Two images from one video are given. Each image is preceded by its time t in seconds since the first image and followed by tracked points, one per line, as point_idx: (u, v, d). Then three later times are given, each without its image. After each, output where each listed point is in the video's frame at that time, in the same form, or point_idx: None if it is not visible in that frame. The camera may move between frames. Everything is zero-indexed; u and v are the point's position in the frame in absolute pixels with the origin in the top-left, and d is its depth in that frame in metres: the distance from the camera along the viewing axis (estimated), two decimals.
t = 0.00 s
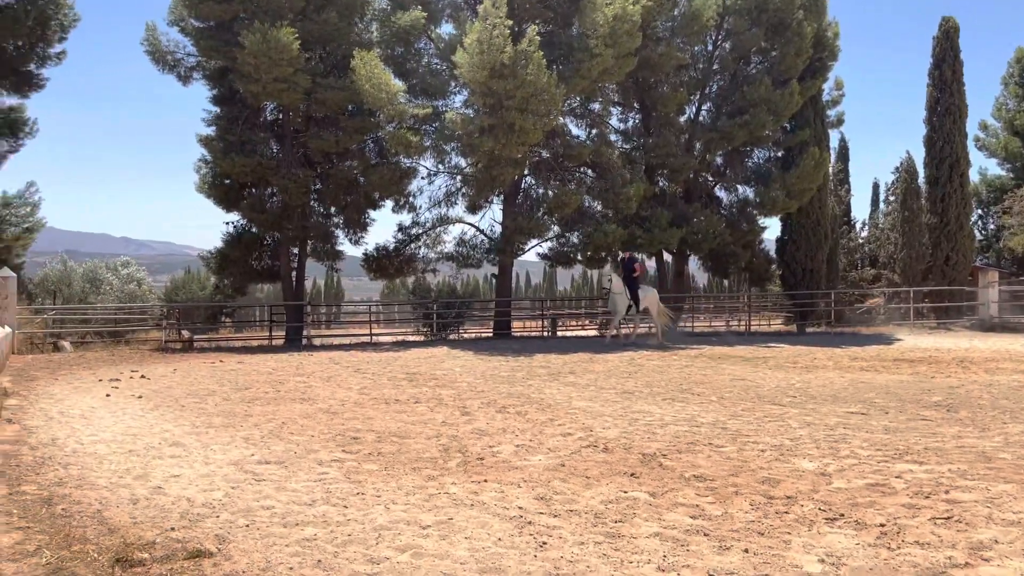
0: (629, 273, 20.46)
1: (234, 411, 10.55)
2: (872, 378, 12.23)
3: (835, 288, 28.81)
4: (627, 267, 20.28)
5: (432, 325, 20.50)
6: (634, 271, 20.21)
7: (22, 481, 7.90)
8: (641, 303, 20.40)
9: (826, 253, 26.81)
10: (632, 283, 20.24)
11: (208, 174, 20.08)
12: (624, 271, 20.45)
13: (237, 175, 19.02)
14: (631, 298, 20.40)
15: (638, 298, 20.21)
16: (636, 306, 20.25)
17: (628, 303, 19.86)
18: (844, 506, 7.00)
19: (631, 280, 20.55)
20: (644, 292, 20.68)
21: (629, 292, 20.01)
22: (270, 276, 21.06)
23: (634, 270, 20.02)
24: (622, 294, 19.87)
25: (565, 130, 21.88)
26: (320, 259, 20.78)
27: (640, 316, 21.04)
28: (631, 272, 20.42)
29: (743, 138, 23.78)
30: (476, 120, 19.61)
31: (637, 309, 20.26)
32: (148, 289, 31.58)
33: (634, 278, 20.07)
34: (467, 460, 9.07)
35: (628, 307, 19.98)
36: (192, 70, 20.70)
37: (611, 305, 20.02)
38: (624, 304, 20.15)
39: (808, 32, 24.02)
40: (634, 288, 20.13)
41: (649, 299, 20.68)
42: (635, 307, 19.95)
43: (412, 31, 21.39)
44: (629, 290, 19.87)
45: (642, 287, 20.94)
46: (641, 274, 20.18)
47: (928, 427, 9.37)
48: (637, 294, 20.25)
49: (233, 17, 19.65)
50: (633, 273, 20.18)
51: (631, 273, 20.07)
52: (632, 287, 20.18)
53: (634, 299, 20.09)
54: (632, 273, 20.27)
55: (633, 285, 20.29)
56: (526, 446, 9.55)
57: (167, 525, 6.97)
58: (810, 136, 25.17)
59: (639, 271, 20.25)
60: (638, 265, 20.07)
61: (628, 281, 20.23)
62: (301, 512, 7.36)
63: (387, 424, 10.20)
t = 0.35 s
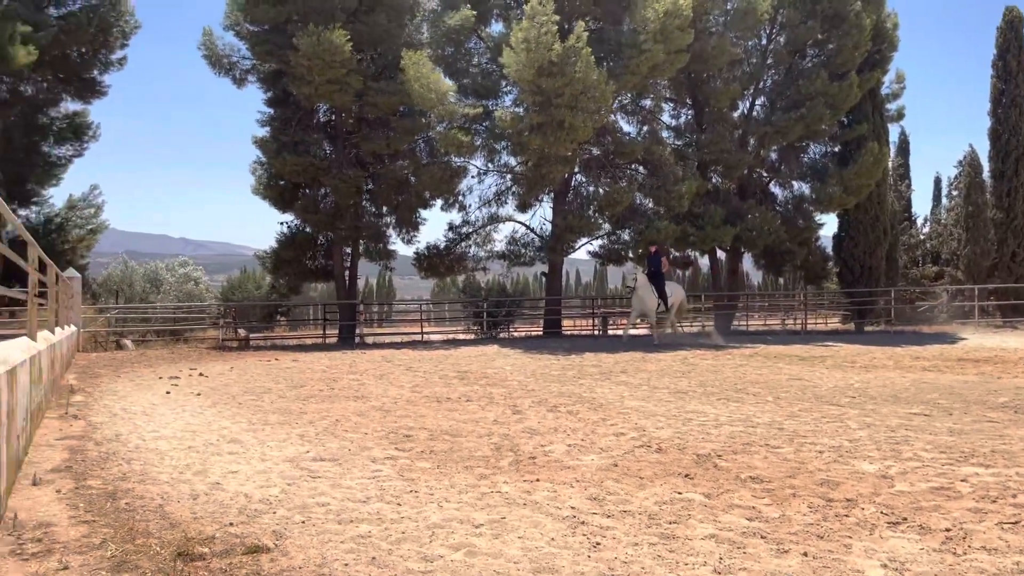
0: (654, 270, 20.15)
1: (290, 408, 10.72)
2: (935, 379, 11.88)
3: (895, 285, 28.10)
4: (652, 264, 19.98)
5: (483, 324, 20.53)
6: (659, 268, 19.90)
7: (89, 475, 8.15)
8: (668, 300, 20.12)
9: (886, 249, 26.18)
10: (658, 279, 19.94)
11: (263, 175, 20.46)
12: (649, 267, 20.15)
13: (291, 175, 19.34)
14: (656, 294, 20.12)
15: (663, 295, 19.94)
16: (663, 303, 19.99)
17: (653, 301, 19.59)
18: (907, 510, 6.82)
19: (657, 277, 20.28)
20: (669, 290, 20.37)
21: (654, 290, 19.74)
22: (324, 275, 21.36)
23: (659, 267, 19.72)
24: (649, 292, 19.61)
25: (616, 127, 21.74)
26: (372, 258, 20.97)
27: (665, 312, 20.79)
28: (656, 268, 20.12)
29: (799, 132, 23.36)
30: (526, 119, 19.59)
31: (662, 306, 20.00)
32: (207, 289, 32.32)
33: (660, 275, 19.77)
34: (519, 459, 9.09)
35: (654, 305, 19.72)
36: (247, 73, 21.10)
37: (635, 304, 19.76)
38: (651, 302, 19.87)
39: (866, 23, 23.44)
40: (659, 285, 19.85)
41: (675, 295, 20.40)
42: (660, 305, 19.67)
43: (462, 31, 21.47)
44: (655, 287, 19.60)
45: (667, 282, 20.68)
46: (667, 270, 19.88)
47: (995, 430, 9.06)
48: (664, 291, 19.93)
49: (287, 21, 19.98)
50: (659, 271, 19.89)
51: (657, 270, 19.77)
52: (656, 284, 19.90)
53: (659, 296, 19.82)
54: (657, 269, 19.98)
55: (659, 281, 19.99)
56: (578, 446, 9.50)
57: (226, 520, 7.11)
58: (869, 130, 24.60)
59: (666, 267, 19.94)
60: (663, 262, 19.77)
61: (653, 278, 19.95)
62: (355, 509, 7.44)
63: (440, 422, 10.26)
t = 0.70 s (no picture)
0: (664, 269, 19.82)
1: (326, 400, 10.82)
2: (979, 383, 11.63)
3: (939, 287, 27.54)
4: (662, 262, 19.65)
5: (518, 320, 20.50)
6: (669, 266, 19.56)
7: (130, 463, 8.29)
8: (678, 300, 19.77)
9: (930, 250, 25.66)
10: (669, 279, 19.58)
11: (302, 169, 20.66)
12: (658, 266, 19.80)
13: (329, 170, 19.48)
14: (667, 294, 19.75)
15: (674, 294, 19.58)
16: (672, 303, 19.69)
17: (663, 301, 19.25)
18: (949, 517, 6.68)
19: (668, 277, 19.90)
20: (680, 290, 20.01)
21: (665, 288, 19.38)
22: (360, 269, 21.49)
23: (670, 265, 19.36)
24: (659, 291, 19.30)
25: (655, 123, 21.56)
26: (408, 253, 21.03)
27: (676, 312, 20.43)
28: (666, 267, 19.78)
29: (842, 130, 22.98)
30: (564, 114, 19.51)
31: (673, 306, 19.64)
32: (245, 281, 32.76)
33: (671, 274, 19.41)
34: (553, 456, 9.10)
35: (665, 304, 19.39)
36: (287, 68, 21.28)
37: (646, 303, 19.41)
38: (660, 302, 19.54)
39: (914, 19, 22.96)
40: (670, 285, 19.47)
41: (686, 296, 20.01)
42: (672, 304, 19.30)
43: (501, 26, 21.45)
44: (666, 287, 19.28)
45: (678, 283, 20.37)
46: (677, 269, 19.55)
47: None
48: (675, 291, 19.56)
49: (327, 15, 20.11)
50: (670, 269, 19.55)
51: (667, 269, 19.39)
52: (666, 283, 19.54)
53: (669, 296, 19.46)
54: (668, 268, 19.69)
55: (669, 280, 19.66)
56: (613, 446, 9.47)
57: (263, 510, 7.19)
58: (914, 128, 24.14)
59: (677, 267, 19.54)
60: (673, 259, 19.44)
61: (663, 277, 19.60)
62: (390, 503, 7.49)
63: (474, 418, 10.29)
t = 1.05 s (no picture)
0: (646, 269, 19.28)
1: (337, 398, 10.87)
2: (989, 386, 11.59)
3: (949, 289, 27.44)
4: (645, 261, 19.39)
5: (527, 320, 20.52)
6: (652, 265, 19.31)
7: (141, 459, 8.35)
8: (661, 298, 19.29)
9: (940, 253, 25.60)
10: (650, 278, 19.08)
11: (312, 168, 20.81)
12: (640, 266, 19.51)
13: (339, 169, 19.56)
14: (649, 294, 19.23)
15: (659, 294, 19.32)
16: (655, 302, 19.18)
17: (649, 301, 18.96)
18: (959, 520, 6.68)
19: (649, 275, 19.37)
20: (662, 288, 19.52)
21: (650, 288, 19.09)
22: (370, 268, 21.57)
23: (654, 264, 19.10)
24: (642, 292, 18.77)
25: (666, 123, 21.53)
26: (418, 253, 21.03)
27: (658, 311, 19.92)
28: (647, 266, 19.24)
29: (853, 131, 22.90)
30: (574, 115, 19.50)
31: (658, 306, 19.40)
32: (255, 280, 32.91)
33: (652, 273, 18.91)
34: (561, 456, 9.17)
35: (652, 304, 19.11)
36: (300, 67, 21.35)
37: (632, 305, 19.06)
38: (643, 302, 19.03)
39: (928, 20, 22.87)
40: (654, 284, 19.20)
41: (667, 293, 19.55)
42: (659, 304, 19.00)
43: (511, 26, 21.46)
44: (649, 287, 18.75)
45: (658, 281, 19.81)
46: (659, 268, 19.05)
47: None
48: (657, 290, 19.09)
49: (339, 15, 20.19)
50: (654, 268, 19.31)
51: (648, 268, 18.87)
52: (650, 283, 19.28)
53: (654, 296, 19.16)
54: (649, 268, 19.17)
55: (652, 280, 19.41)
56: (622, 446, 9.49)
57: (274, 508, 7.23)
58: (926, 129, 24.06)
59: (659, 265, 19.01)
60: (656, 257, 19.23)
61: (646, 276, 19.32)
62: (399, 501, 7.51)
63: (483, 418, 10.33)
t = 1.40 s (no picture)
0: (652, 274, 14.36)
1: (301, 430, 8.96)
2: None
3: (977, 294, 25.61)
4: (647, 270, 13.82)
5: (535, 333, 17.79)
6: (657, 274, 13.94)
7: (63, 503, 6.44)
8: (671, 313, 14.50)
9: None
10: (657, 288, 13.97)
11: (273, 149, 18.78)
12: (639, 276, 14.18)
13: (306, 150, 17.53)
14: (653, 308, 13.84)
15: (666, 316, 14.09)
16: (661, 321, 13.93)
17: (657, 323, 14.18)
18: None
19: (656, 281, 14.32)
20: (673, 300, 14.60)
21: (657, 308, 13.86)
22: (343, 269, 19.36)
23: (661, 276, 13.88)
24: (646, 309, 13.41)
25: (703, 92, 17.69)
26: (400, 250, 18.97)
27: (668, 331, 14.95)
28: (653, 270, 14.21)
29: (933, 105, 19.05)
30: (592, 86, 16.35)
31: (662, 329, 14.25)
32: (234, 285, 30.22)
33: (661, 281, 13.95)
34: (578, 501, 7.36)
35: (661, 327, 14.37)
36: (256, 25, 19.27)
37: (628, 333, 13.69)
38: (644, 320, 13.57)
39: None
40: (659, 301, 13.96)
41: (678, 307, 14.62)
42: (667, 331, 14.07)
43: None
44: (657, 302, 13.45)
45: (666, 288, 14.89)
46: (670, 275, 13.85)
47: None
48: (668, 303, 14.02)
49: None
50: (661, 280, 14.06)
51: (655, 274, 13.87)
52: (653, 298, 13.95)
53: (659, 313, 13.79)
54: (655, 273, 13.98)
55: (655, 294, 13.90)
56: (650, 489, 7.68)
57: (224, 563, 5.39)
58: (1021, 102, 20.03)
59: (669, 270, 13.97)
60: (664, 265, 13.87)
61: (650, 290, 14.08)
62: (380, 556, 5.66)
63: (480, 454, 8.45)
